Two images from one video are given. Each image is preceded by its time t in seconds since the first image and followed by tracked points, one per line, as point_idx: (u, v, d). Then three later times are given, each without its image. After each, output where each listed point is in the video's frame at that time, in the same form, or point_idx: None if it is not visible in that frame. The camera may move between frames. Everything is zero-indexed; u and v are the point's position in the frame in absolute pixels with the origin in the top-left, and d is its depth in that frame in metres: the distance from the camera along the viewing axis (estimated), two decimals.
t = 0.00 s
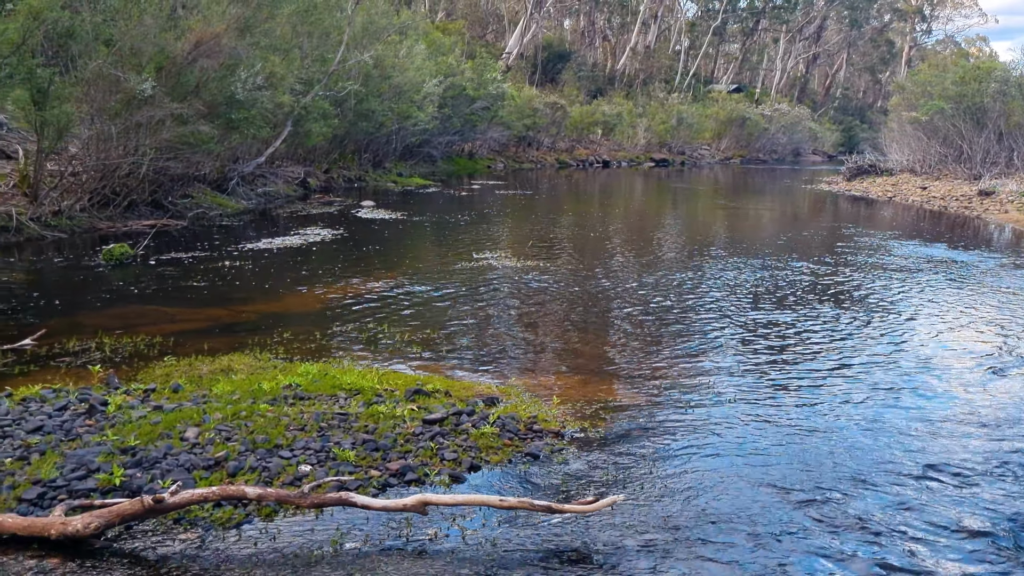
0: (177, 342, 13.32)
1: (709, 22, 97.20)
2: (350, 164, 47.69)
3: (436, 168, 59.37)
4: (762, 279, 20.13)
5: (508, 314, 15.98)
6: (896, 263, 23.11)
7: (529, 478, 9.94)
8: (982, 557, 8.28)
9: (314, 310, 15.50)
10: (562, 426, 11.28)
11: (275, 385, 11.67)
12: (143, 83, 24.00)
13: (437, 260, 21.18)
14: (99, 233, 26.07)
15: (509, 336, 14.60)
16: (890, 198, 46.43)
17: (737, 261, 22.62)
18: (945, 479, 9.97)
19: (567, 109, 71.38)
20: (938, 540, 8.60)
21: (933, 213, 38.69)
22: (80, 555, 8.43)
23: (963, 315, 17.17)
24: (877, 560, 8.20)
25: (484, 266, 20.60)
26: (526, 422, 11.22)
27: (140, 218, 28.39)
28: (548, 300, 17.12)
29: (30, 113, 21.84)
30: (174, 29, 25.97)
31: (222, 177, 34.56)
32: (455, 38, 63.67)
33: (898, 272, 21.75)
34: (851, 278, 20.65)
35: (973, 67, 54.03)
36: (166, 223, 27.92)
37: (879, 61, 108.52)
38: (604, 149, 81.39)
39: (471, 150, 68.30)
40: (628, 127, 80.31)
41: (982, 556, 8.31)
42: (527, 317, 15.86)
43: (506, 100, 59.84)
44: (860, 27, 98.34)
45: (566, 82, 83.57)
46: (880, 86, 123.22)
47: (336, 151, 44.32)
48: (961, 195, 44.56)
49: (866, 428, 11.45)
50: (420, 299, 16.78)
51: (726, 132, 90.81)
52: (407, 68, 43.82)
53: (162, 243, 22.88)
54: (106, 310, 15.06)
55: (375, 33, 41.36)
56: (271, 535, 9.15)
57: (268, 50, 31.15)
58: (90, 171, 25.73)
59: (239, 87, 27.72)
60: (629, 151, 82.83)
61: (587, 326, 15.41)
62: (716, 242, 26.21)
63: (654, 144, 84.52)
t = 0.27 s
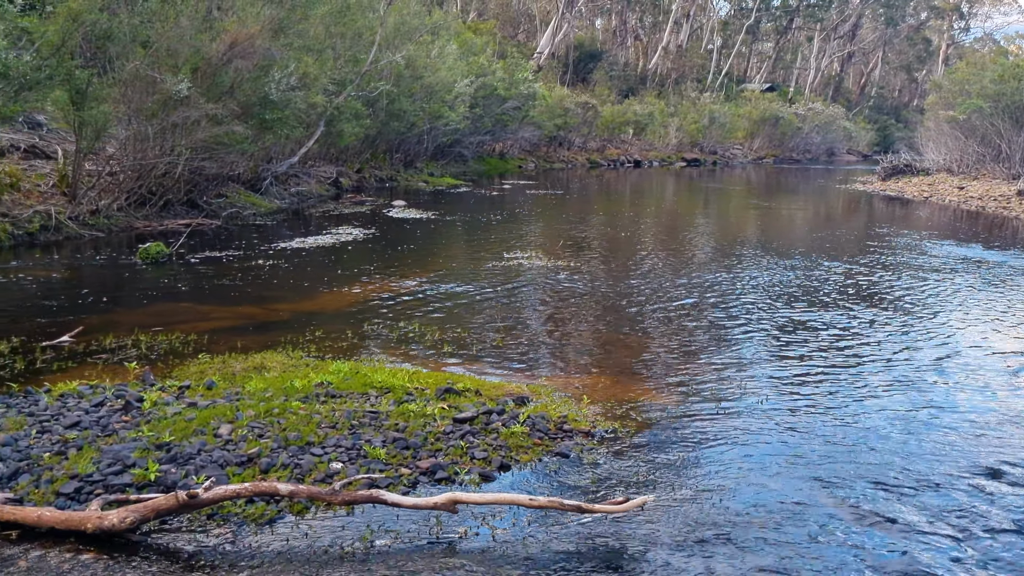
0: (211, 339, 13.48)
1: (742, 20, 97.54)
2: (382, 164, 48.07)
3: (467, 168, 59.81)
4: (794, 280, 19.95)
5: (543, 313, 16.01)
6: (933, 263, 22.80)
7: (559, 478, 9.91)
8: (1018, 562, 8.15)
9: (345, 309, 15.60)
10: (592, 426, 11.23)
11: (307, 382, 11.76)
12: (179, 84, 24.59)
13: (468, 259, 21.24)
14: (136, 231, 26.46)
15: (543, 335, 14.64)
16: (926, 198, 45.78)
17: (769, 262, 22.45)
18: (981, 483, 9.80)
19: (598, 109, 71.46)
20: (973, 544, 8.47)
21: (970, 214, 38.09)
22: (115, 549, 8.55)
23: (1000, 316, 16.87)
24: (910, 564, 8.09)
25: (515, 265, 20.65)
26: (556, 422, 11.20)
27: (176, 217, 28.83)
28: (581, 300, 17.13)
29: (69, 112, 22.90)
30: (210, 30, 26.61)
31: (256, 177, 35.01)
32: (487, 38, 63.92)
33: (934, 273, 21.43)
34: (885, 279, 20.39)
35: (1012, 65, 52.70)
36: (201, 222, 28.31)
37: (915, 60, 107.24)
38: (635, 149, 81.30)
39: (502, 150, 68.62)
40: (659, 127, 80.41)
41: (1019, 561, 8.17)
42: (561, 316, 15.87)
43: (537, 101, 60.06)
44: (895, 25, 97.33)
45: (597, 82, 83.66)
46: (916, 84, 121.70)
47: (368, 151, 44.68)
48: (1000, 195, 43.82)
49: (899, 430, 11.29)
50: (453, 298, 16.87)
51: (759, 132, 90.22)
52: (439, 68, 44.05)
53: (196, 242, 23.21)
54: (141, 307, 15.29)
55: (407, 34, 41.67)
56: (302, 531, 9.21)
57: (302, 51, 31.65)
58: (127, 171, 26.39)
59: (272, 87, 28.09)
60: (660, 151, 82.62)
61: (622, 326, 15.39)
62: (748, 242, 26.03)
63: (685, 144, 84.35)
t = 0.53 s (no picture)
0: (243, 337, 13.63)
1: (775, 18, 98.06)
2: (412, 164, 48.45)
3: (497, 167, 60.26)
4: (826, 280, 19.75)
5: (577, 312, 16.01)
6: (972, 264, 22.43)
7: (588, 477, 9.88)
8: None
9: (374, 308, 15.68)
10: (622, 425, 11.19)
11: (338, 380, 11.85)
12: (213, 84, 25.07)
13: (497, 259, 21.24)
14: (170, 230, 26.83)
15: (576, 334, 14.63)
16: (963, 199, 45.00)
17: (800, 261, 22.28)
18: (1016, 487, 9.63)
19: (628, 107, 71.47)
20: (1007, 548, 8.33)
21: (1009, 213, 37.36)
22: (149, 543, 8.66)
23: None
24: (943, 568, 7.98)
25: (545, 264, 20.66)
26: (585, 421, 11.16)
27: (209, 216, 29.25)
28: (613, 299, 17.11)
29: (106, 112, 23.58)
30: (244, 31, 27.29)
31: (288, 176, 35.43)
32: (517, 38, 64.27)
33: (970, 274, 21.06)
34: (918, 279, 20.12)
35: None
36: (234, 221, 28.65)
37: (952, 57, 105.89)
38: (666, 148, 81.21)
39: (533, 149, 68.95)
40: (690, 126, 80.27)
41: None
42: (595, 316, 15.85)
43: (568, 100, 60.23)
44: (932, 23, 96.28)
45: (627, 80, 84.22)
46: (953, 82, 120.04)
47: (398, 150, 45.02)
48: None
49: (933, 433, 11.12)
50: (484, 296, 16.93)
51: (791, 131, 89.62)
52: (469, 68, 44.23)
53: (230, 240, 23.50)
54: (174, 305, 15.49)
55: (438, 34, 41.96)
56: (332, 527, 9.26)
57: (334, 50, 32.00)
58: (161, 170, 26.92)
59: (305, 87, 28.49)
60: (691, 151, 82.45)
61: (656, 325, 15.35)
62: (780, 242, 25.81)
63: (716, 144, 84.16)
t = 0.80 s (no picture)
0: (269, 334, 13.74)
1: (802, 15, 98.36)
2: (437, 162, 48.78)
3: (522, 167, 60.75)
4: (855, 279, 19.56)
5: (606, 311, 15.99)
6: (1006, 264, 22.07)
7: (613, 476, 9.84)
8: None
9: (398, 306, 15.73)
10: (646, 425, 11.12)
11: (363, 377, 11.91)
12: (241, 83, 25.63)
13: (522, 257, 21.24)
14: (199, 228, 27.03)
15: (603, 332, 14.61)
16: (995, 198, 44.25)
17: (828, 260, 22.11)
18: None
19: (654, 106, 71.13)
20: None
21: None
22: (177, 537, 8.75)
23: None
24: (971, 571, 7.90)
25: (570, 263, 20.64)
26: (610, 420, 11.11)
27: (237, 213, 29.54)
28: (640, 298, 17.07)
29: (134, 110, 24.34)
30: (271, 30, 27.76)
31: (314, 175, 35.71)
32: (542, 36, 64.51)
33: (1003, 274, 20.73)
34: (948, 280, 19.85)
35: None
36: (262, 219, 28.88)
37: (983, 55, 104.76)
38: (692, 147, 81.25)
39: (558, 148, 69.16)
40: (716, 125, 79.92)
41: None
42: (624, 315, 15.81)
43: (593, 99, 60.36)
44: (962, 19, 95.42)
45: (652, 78, 84.31)
46: (984, 81, 118.71)
47: (423, 149, 45.26)
48: None
49: (963, 435, 10.97)
50: (510, 295, 16.93)
51: (818, 129, 89.28)
52: (495, 66, 44.33)
53: (257, 239, 23.68)
54: (200, 302, 15.65)
55: (463, 32, 42.16)
56: (357, 524, 9.31)
57: (359, 49, 32.25)
58: (190, 168, 27.26)
59: (331, 86, 28.81)
60: (717, 149, 82.37)
61: (686, 324, 15.28)
62: (808, 241, 25.60)
63: (744, 142, 84.04)
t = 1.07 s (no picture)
0: (295, 331, 13.84)
1: (831, 12, 98.03)
2: (463, 160, 49.16)
3: (548, 164, 61.27)
4: (884, 279, 19.35)
5: (635, 309, 15.99)
6: None
7: (638, 475, 9.79)
8: None
9: (424, 304, 15.78)
10: (672, 424, 11.04)
11: (389, 374, 11.95)
12: (269, 82, 26.00)
13: (547, 256, 21.22)
14: (227, 225, 27.54)
15: (631, 331, 14.59)
16: None
17: (857, 259, 21.92)
18: None
19: (682, 104, 70.97)
20: None
21: None
22: (205, 531, 8.84)
23: None
24: None
25: (596, 261, 20.63)
26: (635, 419, 11.04)
27: (264, 211, 29.96)
28: (667, 296, 17.06)
29: (166, 109, 24.82)
30: (299, 29, 28.16)
31: (341, 172, 36.42)
32: (569, 34, 64.81)
33: None
34: (980, 280, 19.54)
35: None
36: (288, 217, 29.20)
37: (1017, 52, 103.33)
38: (719, 145, 81.27)
39: (584, 146, 69.41)
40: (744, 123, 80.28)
41: None
42: (651, 313, 15.78)
43: (619, 97, 60.44)
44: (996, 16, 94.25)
45: (679, 76, 84.29)
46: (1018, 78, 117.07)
47: (450, 147, 45.59)
48: None
49: (994, 437, 10.80)
50: (536, 293, 16.94)
51: (847, 127, 88.79)
52: (521, 65, 44.50)
53: (283, 236, 23.89)
54: (228, 299, 15.80)
55: (489, 31, 42.40)
56: (382, 521, 9.35)
57: (387, 48, 32.47)
58: (218, 166, 27.65)
59: (358, 84, 29.07)
60: (744, 147, 82.35)
61: (715, 323, 15.24)
62: (836, 240, 25.35)
63: (771, 141, 83.94)
